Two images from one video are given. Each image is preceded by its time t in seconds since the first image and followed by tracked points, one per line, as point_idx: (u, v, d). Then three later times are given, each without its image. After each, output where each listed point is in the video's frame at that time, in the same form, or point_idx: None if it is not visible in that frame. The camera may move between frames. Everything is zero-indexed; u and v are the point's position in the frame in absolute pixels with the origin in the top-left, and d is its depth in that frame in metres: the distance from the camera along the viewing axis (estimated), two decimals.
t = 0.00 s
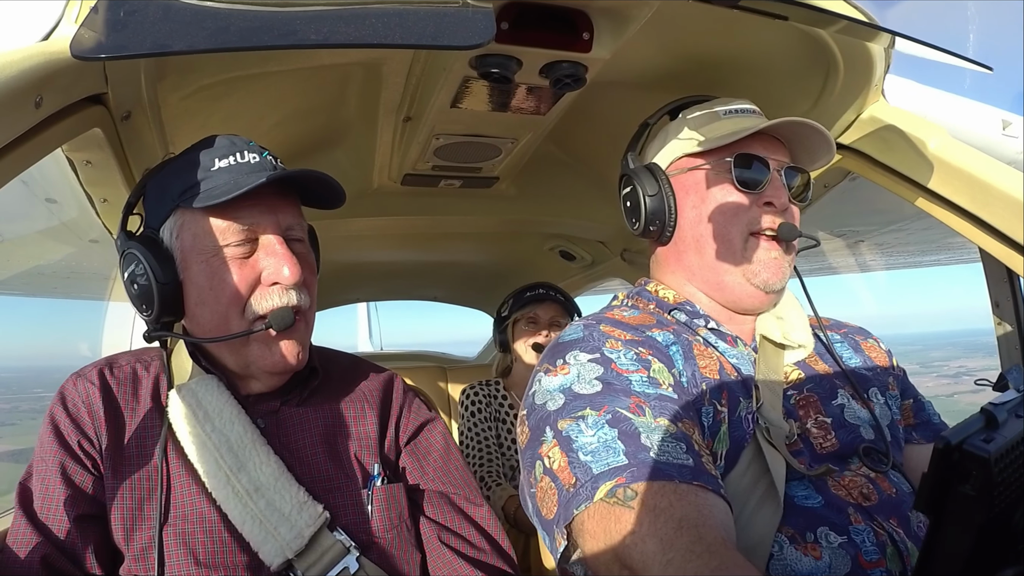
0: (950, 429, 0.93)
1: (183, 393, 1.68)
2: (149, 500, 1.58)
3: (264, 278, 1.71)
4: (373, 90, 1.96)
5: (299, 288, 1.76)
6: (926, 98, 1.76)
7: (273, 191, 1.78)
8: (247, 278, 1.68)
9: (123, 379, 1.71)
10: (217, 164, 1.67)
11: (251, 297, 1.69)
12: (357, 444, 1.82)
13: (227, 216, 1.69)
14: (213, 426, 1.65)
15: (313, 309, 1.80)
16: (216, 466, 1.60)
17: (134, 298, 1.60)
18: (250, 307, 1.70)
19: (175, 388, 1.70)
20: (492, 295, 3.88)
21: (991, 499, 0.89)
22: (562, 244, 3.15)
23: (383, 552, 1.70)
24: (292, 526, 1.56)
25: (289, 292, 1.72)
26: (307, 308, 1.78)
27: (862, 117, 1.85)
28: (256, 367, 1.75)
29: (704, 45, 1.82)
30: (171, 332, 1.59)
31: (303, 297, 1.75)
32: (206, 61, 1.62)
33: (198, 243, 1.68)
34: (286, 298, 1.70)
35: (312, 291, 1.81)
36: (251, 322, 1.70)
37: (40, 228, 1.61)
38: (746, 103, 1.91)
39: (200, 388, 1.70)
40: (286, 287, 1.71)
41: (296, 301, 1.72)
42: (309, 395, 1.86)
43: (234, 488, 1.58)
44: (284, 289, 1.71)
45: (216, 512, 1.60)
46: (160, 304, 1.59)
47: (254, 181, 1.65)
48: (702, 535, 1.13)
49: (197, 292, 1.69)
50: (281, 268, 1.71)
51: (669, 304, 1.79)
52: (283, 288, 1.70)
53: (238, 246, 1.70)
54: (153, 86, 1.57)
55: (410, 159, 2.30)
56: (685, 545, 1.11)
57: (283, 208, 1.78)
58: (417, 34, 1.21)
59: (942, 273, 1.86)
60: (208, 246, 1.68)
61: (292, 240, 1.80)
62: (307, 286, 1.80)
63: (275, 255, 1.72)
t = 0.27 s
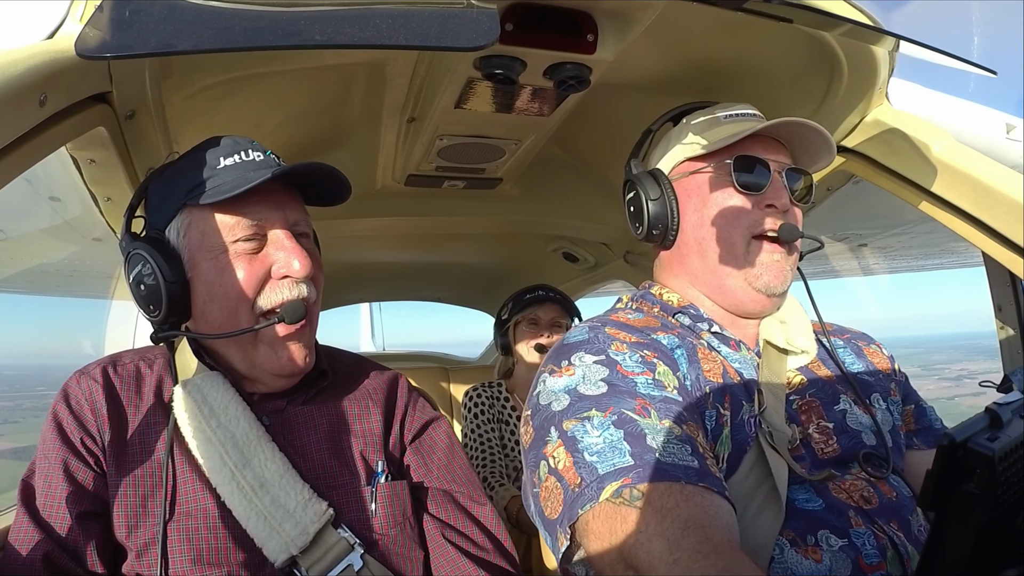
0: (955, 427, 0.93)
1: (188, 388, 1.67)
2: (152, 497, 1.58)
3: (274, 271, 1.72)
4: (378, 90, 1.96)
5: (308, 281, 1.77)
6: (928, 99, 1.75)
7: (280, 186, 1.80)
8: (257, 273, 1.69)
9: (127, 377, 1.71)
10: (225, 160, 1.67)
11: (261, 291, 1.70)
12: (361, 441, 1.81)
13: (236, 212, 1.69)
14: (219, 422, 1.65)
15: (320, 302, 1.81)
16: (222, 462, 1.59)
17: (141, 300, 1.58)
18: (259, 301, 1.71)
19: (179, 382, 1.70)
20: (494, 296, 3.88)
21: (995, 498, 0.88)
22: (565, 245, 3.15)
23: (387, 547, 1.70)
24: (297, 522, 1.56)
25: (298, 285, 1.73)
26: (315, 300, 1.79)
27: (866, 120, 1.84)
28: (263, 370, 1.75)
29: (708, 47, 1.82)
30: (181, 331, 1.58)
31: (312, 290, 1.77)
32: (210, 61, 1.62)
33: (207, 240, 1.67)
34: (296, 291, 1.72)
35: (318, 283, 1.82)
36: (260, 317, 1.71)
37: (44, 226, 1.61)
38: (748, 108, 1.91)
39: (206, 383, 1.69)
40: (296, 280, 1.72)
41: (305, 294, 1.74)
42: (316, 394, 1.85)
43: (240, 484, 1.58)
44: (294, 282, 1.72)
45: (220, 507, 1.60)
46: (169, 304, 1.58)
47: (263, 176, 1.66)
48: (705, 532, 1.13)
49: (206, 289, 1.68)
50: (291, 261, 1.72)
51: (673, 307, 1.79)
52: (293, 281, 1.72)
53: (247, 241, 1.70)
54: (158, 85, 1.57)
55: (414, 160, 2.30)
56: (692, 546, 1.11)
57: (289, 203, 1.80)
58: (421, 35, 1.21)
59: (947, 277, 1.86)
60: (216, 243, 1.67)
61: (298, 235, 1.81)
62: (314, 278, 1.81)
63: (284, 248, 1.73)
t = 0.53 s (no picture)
0: (957, 427, 0.93)
1: (190, 383, 1.67)
2: (151, 494, 1.58)
3: (278, 263, 1.72)
4: (382, 88, 1.96)
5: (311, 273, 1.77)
6: (934, 104, 1.76)
7: (281, 180, 1.80)
8: (260, 264, 1.69)
9: (126, 374, 1.70)
10: (226, 155, 1.67)
11: (264, 283, 1.70)
12: (360, 440, 1.81)
13: (240, 204, 1.70)
14: (220, 418, 1.64)
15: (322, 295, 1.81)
16: (222, 458, 1.59)
17: (143, 296, 1.57)
18: (262, 293, 1.71)
19: (180, 378, 1.70)
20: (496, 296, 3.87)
21: (995, 499, 0.88)
22: (567, 245, 3.15)
23: (386, 545, 1.70)
24: (296, 519, 1.56)
25: (302, 276, 1.73)
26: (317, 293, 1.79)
27: (868, 124, 1.85)
28: (264, 362, 1.75)
29: (712, 48, 1.82)
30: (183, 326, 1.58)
31: (315, 283, 1.77)
32: (214, 57, 1.62)
33: (210, 233, 1.67)
34: (300, 282, 1.72)
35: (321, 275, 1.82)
36: (264, 309, 1.71)
37: (47, 222, 1.61)
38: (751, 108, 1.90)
39: (207, 379, 1.69)
40: (299, 271, 1.72)
41: (309, 285, 1.74)
42: (315, 393, 1.85)
43: (240, 481, 1.58)
44: (298, 273, 1.72)
45: (218, 502, 1.60)
46: (171, 299, 1.57)
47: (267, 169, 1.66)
48: (705, 540, 1.13)
49: (209, 283, 1.67)
50: (295, 252, 1.72)
51: (673, 310, 1.79)
52: (298, 272, 1.72)
53: (250, 233, 1.70)
54: (161, 81, 1.57)
55: (417, 158, 2.30)
56: (689, 552, 1.11)
57: (290, 198, 1.80)
58: (425, 34, 1.21)
59: (948, 281, 1.87)
60: (219, 236, 1.67)
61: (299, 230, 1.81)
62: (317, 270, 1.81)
63: (288, 239, 1.73)
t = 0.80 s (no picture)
0: (954, 434, 0.92)
1: (187, 380, 1.67)
2: (149, 490, 1.58)
3: (279, 261, 1.73)
4: (383, 86, 1.96)
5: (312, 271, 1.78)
6: (935, 103, 1.75)
7: (281, 178, 1.80)
8: (263, 262, 1.69)
9: (125, 371, 1.70)
10: (224, 153, 1.67)
11: (268, 281, 1.70)
12: (358, 437, 1.81)
13: (241, 203, 1.70)
14: (218, 415, 1.65)
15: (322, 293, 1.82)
16: (220, 455, 1.59)
17: (143, 295, 1.58)
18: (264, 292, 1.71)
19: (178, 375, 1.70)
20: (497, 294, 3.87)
21: (994, 507, 0.88)
22: (568, 244, 3.15)
23: (384, 542, 1.70)
24: (294, 516, 1.56)
25: (303, 274, 1.74)
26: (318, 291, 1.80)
27: (870, 124, 1.85)
28: (274, 347, 1.75)
29: (714, 47, 1.81)
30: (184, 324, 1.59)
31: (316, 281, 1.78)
32: (216, 55, 1.62)
33: (211, 231, 1.67)
34: (302, 280, 1.73)
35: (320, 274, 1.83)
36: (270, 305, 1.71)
37: (48, 219, 1.61)
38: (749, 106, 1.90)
39: (205, 375, 1.69)
40: (301, 269, 1.73)
41: (310, 283, 1.75)
42: (312, 389, 1.85)
43: (238, 478, 1.58)
44: (300, 271, 1.73)
45: (217, 498, 1.60)
46: (173, 297, 1.58)
47: (268, 168, 1.67)
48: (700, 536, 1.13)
49: (210, 281, 1.67)
50: (296, 251, 1.73)
51: (673, 309, 1.79)
52: (299, 270, 1.73)
53: (252, 232, 1.70)
54: (163, 79, 1.57)
55: (418, 156, 2.29)
56: (686, 551, 1.11)
57: (289, 196, 1.80)
58: (427, 33, 1.21)
59: (950, 282, 1.86)
60: (220, 233, 1.67)
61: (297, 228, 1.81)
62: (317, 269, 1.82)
63: (290, 237, 1.74)
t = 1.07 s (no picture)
0: (952, 438, 0.92)
1: (184, 380, 1.67)
2: (149, 489, 1.58)
3: (273, 261, 1.73)
4: (384, 86, 1.96)
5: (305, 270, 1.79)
6: (938, 104, 1.76)
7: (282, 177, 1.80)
8: (257, 262, 1.70)
9: (123, 369, 1.70)
10: (215, 153, 1.66)
11: (262, 281, 1.71)
12: (357, 434, 1.81)
13: (234, 204, 1.69)
14: (214, 414, 1.64)
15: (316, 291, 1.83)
16: (217, 453, 1.59)
17: (137, 298, 1.56)
18: (260, 291, 1.72)
19: (176, 374, 1.70)
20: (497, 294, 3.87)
21: (993, 512, 0.87)
22: (568, 244, 3.15)
23: (382, 540, 1.70)
24: (293, 513, 1.56)
25: (297, 273, 1.75)
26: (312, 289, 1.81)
27: (872, 124, 1.85)
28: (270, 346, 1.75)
29: (715, 46, 1.81)
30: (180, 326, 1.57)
31: (310, 279, 1.79)
32: (217, 54, 1.62)
33: (206, 233, 1.67)
34: (296, 280, 1.74)
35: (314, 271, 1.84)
36: (264, 305, 1.72)
37: (49, 218, 1.61)
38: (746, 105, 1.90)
39: (201, 374, 1.69)
40: (294, 268, 1.74)
41: (304, 282, 1.76)
42: (311, 387, 1.85)
43: (235, 476, 1.58)
44: (293, 270, 1.74)
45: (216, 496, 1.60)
46: (168, 299, 1.57)
47: (259, 168, 1.66)
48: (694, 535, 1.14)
49: (204, 282, 1.68)
50: (289, 249, 1.73)
51: (673, 308, 1.79)
52: (293, 270, 1.74)
53: (245, 232, 1.70)
54: (164, 78, 1.57)
55: (419, 155, 2.29)
56: (680, 550, 1.12)
57: (282, 193, 1.79)
58: (429, 32, 1.21)
59: (951, 283, 1.86)
60: (214, 235, 1.67)
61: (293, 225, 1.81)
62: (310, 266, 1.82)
63: (283, 236, 1.74)
